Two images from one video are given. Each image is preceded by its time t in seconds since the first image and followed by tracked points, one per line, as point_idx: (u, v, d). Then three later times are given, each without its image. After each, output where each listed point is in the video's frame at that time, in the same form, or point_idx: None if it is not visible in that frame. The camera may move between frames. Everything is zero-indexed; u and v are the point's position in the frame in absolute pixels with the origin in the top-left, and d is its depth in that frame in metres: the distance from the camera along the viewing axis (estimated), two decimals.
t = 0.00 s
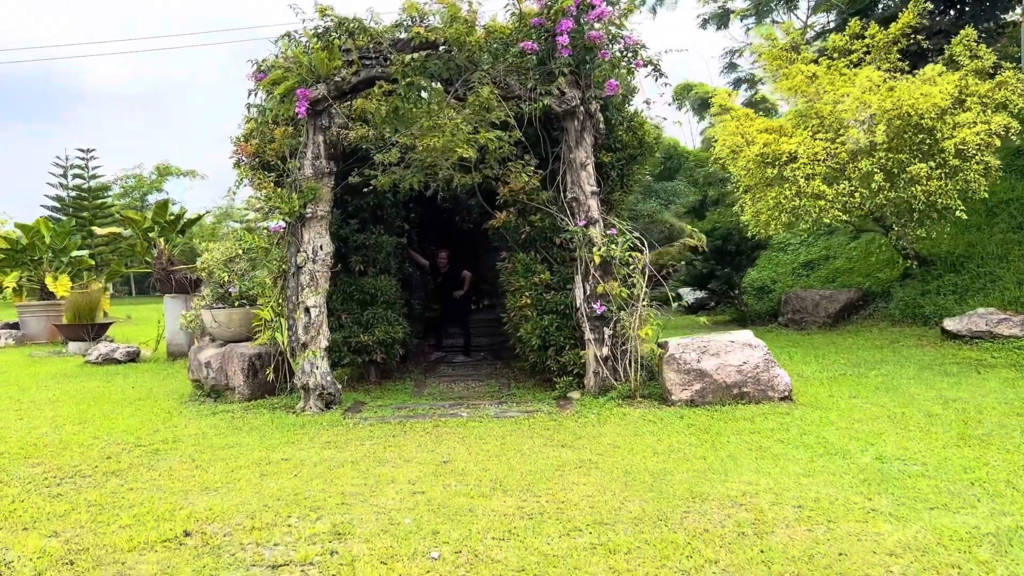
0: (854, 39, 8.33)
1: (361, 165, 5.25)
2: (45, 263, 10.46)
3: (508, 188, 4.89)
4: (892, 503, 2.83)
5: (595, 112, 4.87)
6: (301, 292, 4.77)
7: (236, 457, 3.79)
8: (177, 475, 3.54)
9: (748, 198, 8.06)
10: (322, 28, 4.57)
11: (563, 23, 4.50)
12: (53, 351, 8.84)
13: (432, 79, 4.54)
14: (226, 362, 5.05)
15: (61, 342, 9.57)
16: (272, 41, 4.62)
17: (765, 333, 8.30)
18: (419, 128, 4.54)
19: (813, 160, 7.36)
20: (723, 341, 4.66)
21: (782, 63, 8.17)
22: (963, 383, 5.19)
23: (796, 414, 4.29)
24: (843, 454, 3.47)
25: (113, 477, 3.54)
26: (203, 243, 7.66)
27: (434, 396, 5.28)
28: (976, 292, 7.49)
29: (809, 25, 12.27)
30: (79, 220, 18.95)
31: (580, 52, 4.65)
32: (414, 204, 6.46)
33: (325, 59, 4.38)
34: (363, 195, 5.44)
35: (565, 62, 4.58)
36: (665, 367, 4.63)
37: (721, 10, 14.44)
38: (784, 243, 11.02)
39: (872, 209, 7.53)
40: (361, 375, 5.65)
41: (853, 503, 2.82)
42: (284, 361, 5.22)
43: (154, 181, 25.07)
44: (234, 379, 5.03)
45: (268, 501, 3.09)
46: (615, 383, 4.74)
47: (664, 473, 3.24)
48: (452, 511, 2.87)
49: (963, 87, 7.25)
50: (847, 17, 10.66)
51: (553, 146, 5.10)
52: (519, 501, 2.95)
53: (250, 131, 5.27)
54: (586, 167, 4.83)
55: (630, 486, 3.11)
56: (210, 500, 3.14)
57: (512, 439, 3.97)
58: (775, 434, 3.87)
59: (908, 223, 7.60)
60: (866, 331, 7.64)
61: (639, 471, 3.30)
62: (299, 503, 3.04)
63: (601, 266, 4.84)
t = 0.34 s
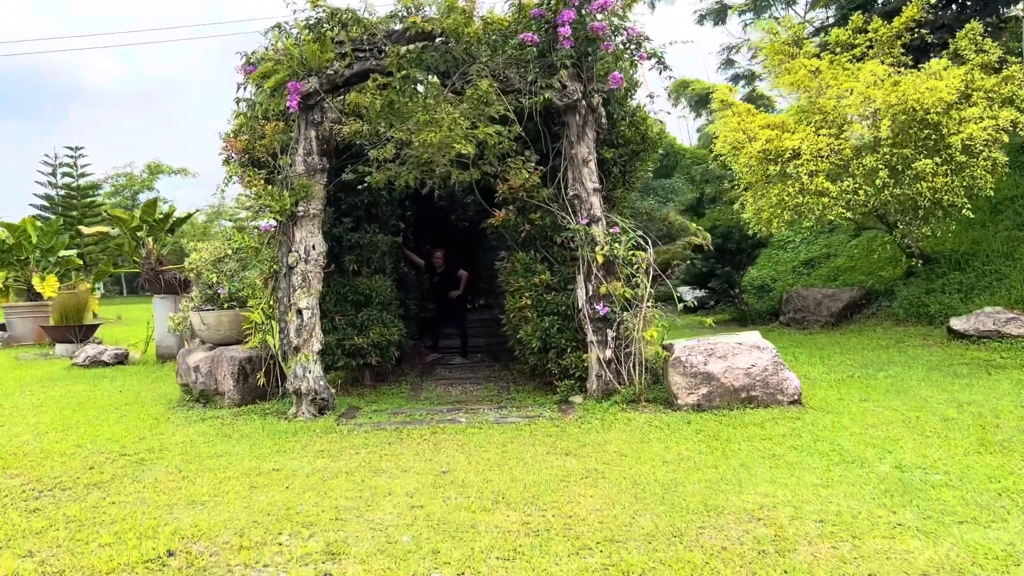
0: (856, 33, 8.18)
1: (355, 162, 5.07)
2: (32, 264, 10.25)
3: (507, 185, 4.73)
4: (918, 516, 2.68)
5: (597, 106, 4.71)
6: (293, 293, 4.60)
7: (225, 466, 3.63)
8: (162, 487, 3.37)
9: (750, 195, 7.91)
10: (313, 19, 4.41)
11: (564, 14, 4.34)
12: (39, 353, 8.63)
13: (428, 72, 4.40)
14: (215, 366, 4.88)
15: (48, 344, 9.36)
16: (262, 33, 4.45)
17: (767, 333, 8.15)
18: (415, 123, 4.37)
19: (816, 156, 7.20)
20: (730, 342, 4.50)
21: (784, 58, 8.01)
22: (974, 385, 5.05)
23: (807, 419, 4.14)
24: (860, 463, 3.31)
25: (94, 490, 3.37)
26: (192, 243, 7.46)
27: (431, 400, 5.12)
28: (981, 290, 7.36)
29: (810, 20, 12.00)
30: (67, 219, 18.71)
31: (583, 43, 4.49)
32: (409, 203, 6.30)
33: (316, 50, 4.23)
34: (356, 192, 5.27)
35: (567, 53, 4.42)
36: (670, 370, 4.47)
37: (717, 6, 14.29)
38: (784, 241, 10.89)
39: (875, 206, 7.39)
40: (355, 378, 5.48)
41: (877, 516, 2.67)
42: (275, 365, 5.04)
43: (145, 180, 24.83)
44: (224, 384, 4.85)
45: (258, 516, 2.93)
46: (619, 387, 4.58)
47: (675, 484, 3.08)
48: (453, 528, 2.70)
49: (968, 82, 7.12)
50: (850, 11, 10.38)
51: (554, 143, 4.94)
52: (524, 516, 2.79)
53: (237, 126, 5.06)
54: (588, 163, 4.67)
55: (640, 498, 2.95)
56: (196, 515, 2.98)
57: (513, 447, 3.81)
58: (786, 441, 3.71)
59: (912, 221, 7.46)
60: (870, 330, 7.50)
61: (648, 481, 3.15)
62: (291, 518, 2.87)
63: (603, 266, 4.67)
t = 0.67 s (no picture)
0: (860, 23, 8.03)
1: (350, 153, 4.91)
2: (18, 260, 10.03)
3: (508, 176, 4.58)
4: (952, 522, 2.53)
5: (601, 94, 4.56)
6: (286, 289, 4.43)
7: (216, 471, 3.46)
8: (150, 493, 3.20)
9: (752, 188, 7.76)
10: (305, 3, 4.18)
11: None
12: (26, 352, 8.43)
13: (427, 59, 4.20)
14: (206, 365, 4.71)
15: (35, 343, 9.15)
16: (253, 18, 4.27)
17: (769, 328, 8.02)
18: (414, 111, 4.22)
19: (821, 148, 7.05)
20: (740, 339, 4.35)
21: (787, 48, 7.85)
22: (989, 381, 4.91)
23: (821, 418, 4.00)
24: (882, 464, 3.17)
25: (78, 497, 3.20)
26: (182, 238, 7.28)
27: (430, 398, 4.96)
28: (988, 285, 7.23)
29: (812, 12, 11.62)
30: (56, 216, 18.45)
31: (588, 28, 4.29)
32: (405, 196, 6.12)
33: (309, 36, 4.03)
34: (352, 184, 5.10)
35: (572, 39, 4.24)
36: (679, 367, 4.33)
37: None
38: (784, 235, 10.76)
39: (880, 199, 7.25)
40: (352, 377, 5.33)
41: (909, 523, 2.52)
42: (269, 364, 4.87)
43: (135, 176, 24.56)
44: (215, 383, 4.69)
45: (252, 524, 2.76)
46: (625, 385, 4.43)
47: (691, 487, 2.93)
48: (459, 538, 2.54)
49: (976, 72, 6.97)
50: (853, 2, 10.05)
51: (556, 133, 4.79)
52: (533, 524, 2.64)
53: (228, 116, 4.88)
54: (592, 153, 4.52)
55: (655, 502, 2.80)
56: (186, 524, 2.81)
57: (518, 448, 3.65)
58: (802, 441, 3.57)
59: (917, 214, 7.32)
60: (874, 325, 7.37)
61: (662, 485, 2.99)
62: (286, 527, 2.71)
63: (609, 260, 4.51)
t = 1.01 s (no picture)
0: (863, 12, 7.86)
1: (344, 146, 4.71)
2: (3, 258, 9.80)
3: (509, 169, 4.42)
4: (993, 537, 2.36)
5: (606, 83, 4.39)
6: (278, 287, 4.24)
7: (206, 481, 3.28)
8: (135, 507, 3.01)
9: (754, 181, 7.60)
10: None
11: None
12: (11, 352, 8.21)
13: (424, 47, 3.98)
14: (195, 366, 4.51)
15: (20, 342, 8.93)
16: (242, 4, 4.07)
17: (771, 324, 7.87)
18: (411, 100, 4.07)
19: (826, 140, 6.86)
20: (752, 338, 4.18)
21: (789, 38, 7.68)
22: (1005, 380, 4.76)
23: (837, 420, 3.84)
24: (909, 471, 3.00)
25: (58, 510, 3.01)
26: (170, 235, 7.06)
27: (428, 400, 4.79)
28: (995, 279, 7.09)
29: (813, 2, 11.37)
30: (43, 212, 18.16)
31: (593, 14, 4.10)
32: (400, 191, 5.93)
33: (301, 23, 3.83)
34: (346, 178, 4.91)
35: (577, 26, 4.03)
36: (688, 367, 4.16)
37: None
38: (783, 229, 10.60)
39: (885, 193, 7.10)
40: (347, 378, 5.15)
41: (947, 538, 2.36)
42: (261, 365, 4.68)
43: (124, 171, 24.25)
44: (205, 386, 4.51)
45: (243, 541, 2.58)
46: (632, 386, 4.27)
47: (710, 498, 2.76)
48: (466, 557, 2.37)
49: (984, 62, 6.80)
50: None
51: (559, 124, 4.61)
52: (545, 541, 2.47)
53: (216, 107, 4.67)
54: (597, 145, 4.34)
55: (673, 515, 2.63)
56: (174, 541, 2.63)
57: (523, 455, 3.48)
58: (822, 445, 3.41)
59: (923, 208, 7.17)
60: (879, 321, 7.23)
61: (679, 495, 2.83)
62: (279, 545, 2.53)
63: (615, 257, 4.33)
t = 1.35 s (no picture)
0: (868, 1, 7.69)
1: (338, 136, 4.54)
2: None
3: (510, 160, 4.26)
4: None
5: (611, 71, 4.20)
6: (270, 284, 4.07)
7: (193, 488, 3.10)
8: (118, 516, 2.84)
9: (757, 174, 7.43)
10: None
11: None
12: None
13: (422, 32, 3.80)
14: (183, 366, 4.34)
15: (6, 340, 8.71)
16: None
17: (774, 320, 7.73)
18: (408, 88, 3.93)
19: (832, 132, 6.70)
20: (763, 335, 4.02)
21: (792, 28, 7.51)
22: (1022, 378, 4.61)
23: (854, 421, 3.69)
24: (936, 476, 2.85)
25: (35, 521, 2.83)
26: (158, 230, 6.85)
27: (426, 400, 4.62)
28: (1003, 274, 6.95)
29: None
30: (31, 207, 17.91)
31: None
32: (396, 183, 5.76)
33: (293, 7, 3.64)
34: (340, 170, 4.73)
35: (581, 10, 3.87)
36: (697, 366, 3.99)
37: None
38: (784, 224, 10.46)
39: (892, 186, 6.95)
40: (342, 377, 4.98)
41: (987, 551, 2.20)
42: (252, 365, 4.50)
43: (114, 166, 23.98)
44: (193, 386, 4.34)
45: (232, 557, 2.41)
46: (639, 386, 4.10)
47: (728, 508, 2.60)
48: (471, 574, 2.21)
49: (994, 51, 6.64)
50: None
51: (562, 112, 4.43)
52: (556, 555, 2.30)
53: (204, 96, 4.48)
54: (602, 135, 4.15)
55: (692, 525, 2.47)
56: (158, 556, 2.46)
57: (528, 458, 3.32)
58: (841, 449, 3.25)
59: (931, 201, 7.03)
60: (885, 317, 7.08)
61: (696, 504, 2.67)
62: (271, 561, 2.36)
63: (621, 251, 4.15)
